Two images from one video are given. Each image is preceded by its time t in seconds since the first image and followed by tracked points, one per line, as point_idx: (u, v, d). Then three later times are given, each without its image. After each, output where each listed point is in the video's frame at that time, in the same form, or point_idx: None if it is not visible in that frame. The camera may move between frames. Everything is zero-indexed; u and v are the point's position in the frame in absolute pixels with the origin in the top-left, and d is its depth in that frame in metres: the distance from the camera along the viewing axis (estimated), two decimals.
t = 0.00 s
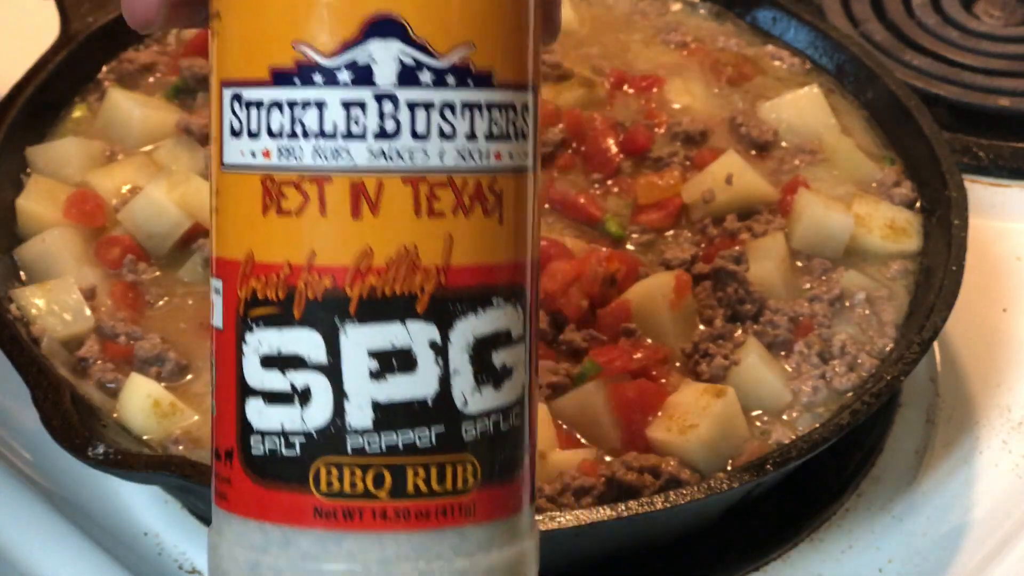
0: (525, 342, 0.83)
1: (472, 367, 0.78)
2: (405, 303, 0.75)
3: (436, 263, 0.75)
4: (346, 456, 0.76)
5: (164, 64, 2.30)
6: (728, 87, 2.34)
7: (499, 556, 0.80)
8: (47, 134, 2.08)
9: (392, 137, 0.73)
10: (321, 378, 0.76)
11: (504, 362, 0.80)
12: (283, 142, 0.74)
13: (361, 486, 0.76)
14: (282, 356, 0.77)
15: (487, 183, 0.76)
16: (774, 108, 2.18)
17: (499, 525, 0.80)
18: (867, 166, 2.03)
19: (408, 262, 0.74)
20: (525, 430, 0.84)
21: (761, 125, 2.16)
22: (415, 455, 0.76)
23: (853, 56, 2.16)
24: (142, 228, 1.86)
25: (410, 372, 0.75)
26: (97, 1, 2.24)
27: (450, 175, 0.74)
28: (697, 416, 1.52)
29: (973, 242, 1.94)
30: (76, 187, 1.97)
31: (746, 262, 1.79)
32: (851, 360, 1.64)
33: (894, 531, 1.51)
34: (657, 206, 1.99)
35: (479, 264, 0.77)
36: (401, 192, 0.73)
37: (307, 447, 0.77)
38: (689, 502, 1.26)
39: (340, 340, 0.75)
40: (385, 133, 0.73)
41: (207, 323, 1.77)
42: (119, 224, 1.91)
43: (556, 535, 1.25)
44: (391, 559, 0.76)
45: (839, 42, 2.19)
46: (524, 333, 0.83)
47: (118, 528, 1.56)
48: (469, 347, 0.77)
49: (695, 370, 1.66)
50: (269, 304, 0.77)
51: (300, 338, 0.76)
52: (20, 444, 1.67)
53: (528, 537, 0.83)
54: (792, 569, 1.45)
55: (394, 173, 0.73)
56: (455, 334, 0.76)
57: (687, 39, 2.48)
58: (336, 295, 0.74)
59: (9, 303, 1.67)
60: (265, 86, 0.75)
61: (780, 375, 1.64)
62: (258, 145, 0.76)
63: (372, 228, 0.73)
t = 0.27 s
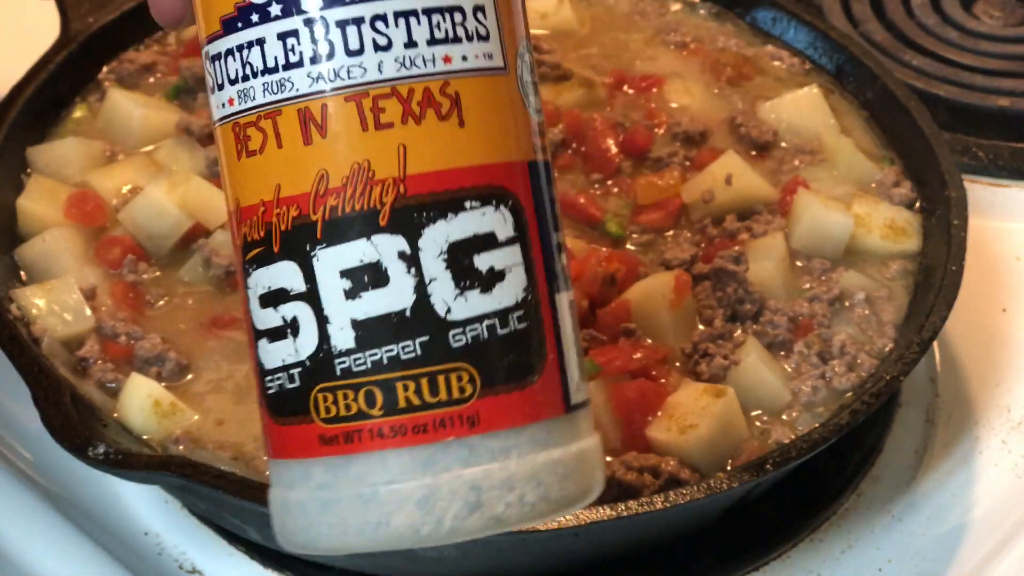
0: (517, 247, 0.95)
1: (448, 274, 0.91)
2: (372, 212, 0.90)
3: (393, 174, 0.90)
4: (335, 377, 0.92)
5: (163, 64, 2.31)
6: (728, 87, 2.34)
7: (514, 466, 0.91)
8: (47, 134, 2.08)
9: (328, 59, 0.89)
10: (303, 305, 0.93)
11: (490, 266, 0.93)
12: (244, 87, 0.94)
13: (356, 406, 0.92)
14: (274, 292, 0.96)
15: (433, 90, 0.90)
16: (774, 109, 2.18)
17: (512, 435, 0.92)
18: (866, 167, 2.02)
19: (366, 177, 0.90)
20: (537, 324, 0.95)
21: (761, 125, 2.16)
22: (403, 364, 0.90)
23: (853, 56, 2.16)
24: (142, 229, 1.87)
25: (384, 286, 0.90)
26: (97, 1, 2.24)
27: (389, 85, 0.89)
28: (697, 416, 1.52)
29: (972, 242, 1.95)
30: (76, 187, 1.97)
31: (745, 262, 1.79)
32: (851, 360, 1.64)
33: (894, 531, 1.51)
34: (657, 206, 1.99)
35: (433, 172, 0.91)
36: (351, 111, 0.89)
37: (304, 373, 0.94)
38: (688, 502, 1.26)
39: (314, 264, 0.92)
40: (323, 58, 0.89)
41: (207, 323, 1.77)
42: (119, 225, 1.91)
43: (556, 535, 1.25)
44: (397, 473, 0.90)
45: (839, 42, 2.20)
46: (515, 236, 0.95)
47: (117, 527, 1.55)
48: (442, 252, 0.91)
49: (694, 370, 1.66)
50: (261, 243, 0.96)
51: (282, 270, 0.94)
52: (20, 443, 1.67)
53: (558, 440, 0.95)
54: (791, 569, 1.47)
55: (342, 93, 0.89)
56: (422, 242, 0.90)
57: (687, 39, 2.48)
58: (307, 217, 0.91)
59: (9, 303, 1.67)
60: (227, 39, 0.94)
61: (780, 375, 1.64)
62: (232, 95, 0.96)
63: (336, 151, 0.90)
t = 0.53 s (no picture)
0: (462, 231, 0.98)
1: (394, 258, 0.93)
2: (320, 194, 0.91)
3: (342, 157, 0.91)
4: (279, 355, 0.94)
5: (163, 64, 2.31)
6: (728, 87, 2.34)
7: (450, 451, 0.94)
8: (47, 134, 2.09)
9: (284, 38, 0.89)
10: (246, 283, 0.94)
11: (435, 250, 0.95)
12: (192, 60, 0.92)
13: (298, 385, 0.94)
14: (216, 268, 0.96)
15: (386, 75, 0.92)
16: (774, 109, 2.19)
17: (452, 419, 0.96)
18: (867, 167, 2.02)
19: (314, 159, 0.91)
20: (479, 311, 0.99)
21: (760, 126, 2.16)
22: (345, 346, 0.93)
23: (853, 56, 2.16)
24: (142, 229, 1.87)
25: (328, 269, 0.92)
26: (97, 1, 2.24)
27: (341, 69, 0.90)
28: (697, 416, 1.52)
29: (972, 242, 1.95)
30: (76, 187, 1.97)
31: (745, 262, 1.80)
32: (851, 360, 1.64)
33: (894, 531, 1.51)
34: (657, 207, 1.99)
35: (381, 155, 0.92)
36: (302, 91, 0.90)
37: (245, 350, 0.96)
38: (688, 502, 1.26)
39: (260, 245, 0.93)
40: (280, 37, 0.89)
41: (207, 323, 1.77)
42: (120, 225, 1.91)
43: (555, 534, 1.25)
44: (338, 453, 0.93)
45: (839, 42, 2.20)
46: (460, 224, 0.97)
47: (117, 527, 1.55)
48: (388, 237, 0.93)
49: (694, 370, 1.66)
50: (202, 219, 0.95)
51: (225, 246, 0.95)
52: (20, 443, 1.67)
53: (497, 427, 0.98)
54: (791, 568, 1.47)
55: (296, 75, 0.90)
56: (370, 226, 0.92)
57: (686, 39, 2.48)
58: (254, 196, 0.92)
59: (10, 303, 1.67)
60: (175, 11, 0.93)
61: (780, 375, 1.64)
62: (178, 67, 0.94)
63: (282, 131, 0.90)
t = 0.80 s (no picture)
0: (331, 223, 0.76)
1: (264, 257, 0.72)
2: (184, 199, 0.69)
3: (210, 162, 0.68)
4: (144, 345, 0.72)
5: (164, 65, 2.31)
6: (728, 87, 2.34)
7: (331, 430, 0.77)
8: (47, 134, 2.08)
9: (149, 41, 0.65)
10: (114, 271, 0.71)
11: (302, 247, 0.74)
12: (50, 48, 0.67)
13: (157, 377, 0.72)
14: (83, 253, 0.72)
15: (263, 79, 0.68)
16: (773, 109, 2.19)
17: (328, 397, 0.77)
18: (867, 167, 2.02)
19: (184, 163, 0.68)
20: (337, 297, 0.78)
21: (760, 126, 2.16)
22: (204, 343, 0.72)
23: (853, 57, 2.16)
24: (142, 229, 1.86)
25: (199, 265, 0.70)
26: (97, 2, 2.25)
27: (217, 75, 0.67)
28: (697, 416, 1.52)
29: (972, 242, 1.95)
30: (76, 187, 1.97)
31: (745, 263, 1.80)
32: (851, 360, 1.64)
33: (894, 531, 1.51)
34: (657, 206, 1.99)
35: (252, 159, 0.69)
36: (170, 97, 0.66)
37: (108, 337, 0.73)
38: (688, 501, 1.26)
39: (129, 236, 0.70)
40: (147, 36, 0.65)
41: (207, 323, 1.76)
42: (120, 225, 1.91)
43: (556, 534, 1.25)
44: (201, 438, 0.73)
45: (839, 43, 2.20)
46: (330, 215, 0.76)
47: (116, 526, 1.55)
48: (256, 238, 0.71)
49: (694, 370, 1.66)
50: (66, 203, 0.71)
51: (88, 233, 0.71)
52: (21, 443, 1.67)
53: (359, 400, 0.80)
54: (791, 568, 1.47)
55: (161, 79, 0.66)
56: (235, 227, 0.70)
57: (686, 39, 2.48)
58: (119, 200, 0.69)
59: (10, 303, 1.67)
60: None
61: (779, 375, 1.64)
62: (35, 48, 0.68)
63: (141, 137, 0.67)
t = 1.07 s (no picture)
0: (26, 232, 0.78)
1: None
2: None
3: None
4: None
5: (164, 64, 2.32)
6: (728, 87, 2.34)
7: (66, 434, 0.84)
8: (47, 134, 2.08)
9: None
10: None
11: None
12: None
13: None
14: None
15: None
16: (773, 109, 2.19)
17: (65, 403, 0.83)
18: (867, 167, 2.02)
19: None
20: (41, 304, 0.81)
21: (760, 126, 2.17)
22: None
23: (853, 57, 2.16)
24: (143, 228, 1.86)
25: None
26: (97, 2, 2.25)
27: None
28: (697, 416, 1.52)
29: (971, 242, 1.95)
30: (77, 187, 1.97)
31: (744, 262, 1.81)
32: (850, 360, 1.65)
33: (894, 531, 1.52)
34: (657, 206, 1.99)
35: None
36: None
37: None
38: (689, 501, 1.26)
39: None
40: None
41: (207, 323, 1.76)
42: (120, 225, 1.91)
43: (556, 534, 1.25)
44: None
45: (839, 42, 2.20)
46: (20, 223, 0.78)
47: (118, 527, 1.55)
48: None
49: (694, 370, 1.66)
50: None
51: None
52: (23, 443, 1.67)
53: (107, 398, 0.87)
54: (791, 568, 1.49)
55: None
56: None
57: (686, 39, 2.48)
58: None
59: (11, 303, 1.67)
60: None
61: (779, 375, 1.64)
62: None
63: None
